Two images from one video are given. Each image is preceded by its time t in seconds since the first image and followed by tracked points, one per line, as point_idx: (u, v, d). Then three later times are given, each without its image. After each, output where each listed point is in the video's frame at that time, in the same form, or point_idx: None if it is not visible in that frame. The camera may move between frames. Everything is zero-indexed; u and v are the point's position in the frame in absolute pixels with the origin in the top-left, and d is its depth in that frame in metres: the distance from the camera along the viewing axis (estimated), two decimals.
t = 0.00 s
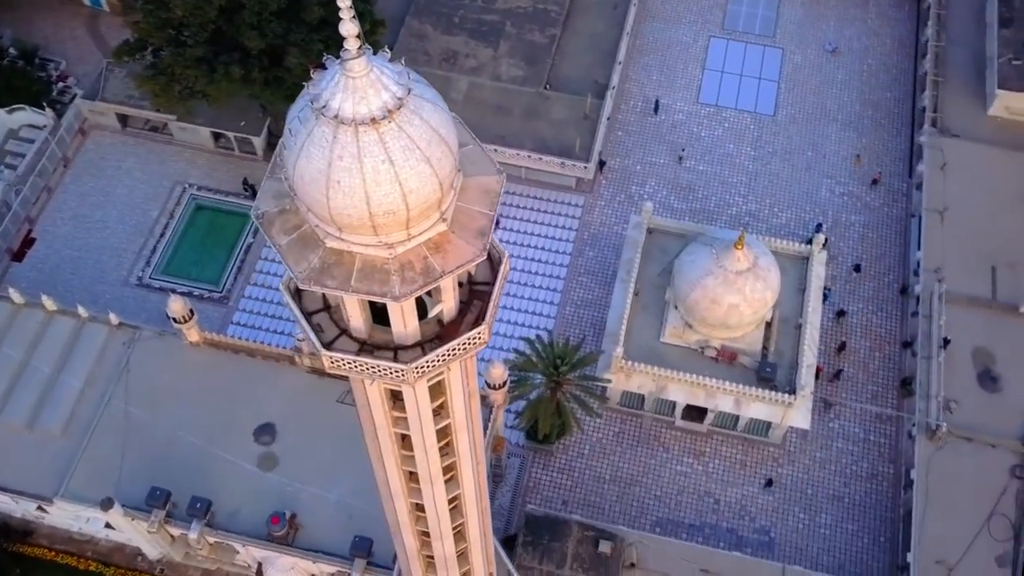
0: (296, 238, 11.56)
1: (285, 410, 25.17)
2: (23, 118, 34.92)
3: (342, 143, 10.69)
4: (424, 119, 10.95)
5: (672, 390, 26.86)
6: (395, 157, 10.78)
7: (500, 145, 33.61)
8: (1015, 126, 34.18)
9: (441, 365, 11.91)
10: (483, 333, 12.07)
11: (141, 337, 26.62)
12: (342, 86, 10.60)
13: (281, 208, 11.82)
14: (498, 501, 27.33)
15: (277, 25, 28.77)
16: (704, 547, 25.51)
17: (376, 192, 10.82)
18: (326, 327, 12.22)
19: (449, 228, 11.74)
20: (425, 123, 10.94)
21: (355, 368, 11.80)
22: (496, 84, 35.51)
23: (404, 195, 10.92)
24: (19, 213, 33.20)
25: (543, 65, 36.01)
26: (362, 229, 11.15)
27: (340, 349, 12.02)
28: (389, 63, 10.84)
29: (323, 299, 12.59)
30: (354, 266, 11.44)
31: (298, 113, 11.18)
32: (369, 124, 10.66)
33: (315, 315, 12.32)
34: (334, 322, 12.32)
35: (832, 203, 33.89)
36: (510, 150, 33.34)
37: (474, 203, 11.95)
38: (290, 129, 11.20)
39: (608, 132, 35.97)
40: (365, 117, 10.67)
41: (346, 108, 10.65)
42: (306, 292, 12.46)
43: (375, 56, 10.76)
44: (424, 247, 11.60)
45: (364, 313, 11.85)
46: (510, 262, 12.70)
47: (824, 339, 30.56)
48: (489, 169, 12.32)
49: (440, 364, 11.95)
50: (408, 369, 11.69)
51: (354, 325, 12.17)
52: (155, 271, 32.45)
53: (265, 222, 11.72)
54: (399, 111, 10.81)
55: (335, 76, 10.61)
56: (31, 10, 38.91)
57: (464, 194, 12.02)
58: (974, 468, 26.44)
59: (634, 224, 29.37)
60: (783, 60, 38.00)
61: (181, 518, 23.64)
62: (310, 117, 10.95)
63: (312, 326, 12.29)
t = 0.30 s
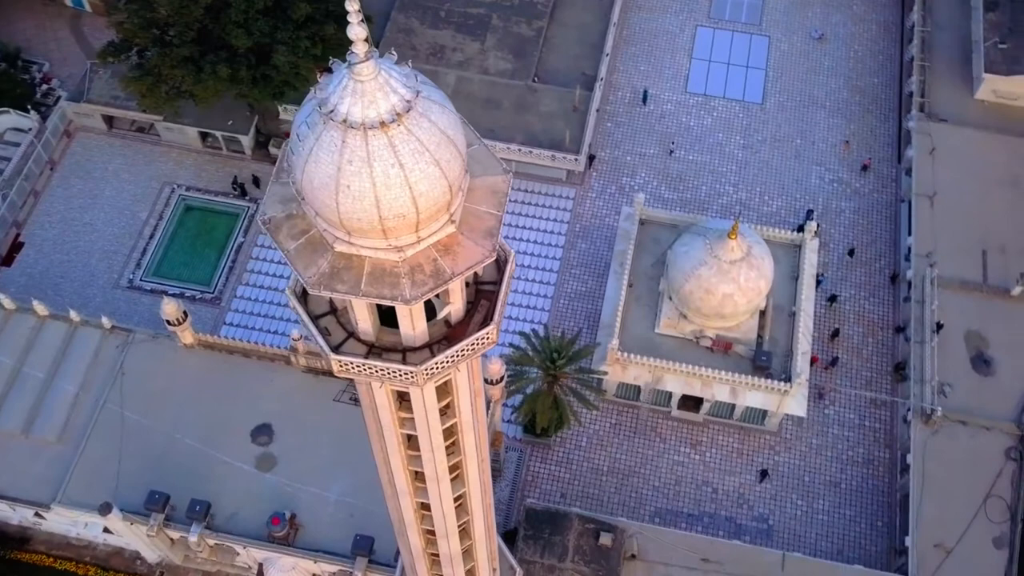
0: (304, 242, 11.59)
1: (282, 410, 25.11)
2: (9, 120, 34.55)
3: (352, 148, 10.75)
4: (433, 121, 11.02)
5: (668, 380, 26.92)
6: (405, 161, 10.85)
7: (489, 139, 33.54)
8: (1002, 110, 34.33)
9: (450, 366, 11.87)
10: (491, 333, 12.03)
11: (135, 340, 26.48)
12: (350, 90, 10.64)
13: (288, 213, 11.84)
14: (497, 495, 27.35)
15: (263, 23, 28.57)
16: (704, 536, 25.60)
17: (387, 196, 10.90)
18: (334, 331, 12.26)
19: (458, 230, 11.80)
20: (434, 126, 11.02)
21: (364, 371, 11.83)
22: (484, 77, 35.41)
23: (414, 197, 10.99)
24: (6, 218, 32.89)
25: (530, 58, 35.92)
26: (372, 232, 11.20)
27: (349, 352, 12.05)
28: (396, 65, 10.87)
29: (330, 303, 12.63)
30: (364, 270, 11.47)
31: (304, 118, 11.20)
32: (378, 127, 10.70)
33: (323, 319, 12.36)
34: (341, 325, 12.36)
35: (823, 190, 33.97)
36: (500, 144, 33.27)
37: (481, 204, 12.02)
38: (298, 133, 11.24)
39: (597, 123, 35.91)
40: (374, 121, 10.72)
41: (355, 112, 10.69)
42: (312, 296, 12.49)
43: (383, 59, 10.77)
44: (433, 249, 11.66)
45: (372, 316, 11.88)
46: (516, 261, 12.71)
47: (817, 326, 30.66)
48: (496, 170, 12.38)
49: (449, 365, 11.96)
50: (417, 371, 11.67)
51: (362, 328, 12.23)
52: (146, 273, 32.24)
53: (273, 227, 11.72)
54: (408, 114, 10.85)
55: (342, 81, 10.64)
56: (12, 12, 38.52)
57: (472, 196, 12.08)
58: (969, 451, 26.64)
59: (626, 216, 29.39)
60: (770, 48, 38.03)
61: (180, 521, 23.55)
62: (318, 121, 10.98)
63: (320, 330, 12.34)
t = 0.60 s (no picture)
0: (313, 247, 11.58)
1: (278, 411, 25.04)
2: None
3: (362, 153, 10.74)
4: (442, 124, 11.02)
5: (664, 371, 26.97)
6: (415, 164, 10.86)
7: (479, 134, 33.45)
8: (989, 94, 34.47)
9: (459, 367, 11.93)
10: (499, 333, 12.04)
11: (129, 343, 26.32)
12: (359, 94, 10.61)
13: (295, 217, 11.81)
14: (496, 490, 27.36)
15: (250, 22, 28.40)
16: (703, 526, 25.70)
17: (397, 200, 10.91)
18: (341, 333, 12.37)
19: (466, 231, 11.85)
20: (443, 128, 11.02)
21: (373, 375, 11.92)
22: (473, 71, 35.30)
23: (424, 201, 11.02)
24: None
25: (518, 51, 35.83)
26: (382, 236, 11.22)
27: (357, 355, 12.13)
28: (405, 68, 10.85)
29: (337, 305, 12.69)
30: (374, 274, 11.50)
31: (311, 123, 11.18)
32: (388, 131, 10.70)
33: (330, 322, 12.43)
34: (348, 328, 12.45)
35: (813, 178, 34.02)
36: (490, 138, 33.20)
37: (488, 204, 12.07)
38: (306, 137, 11.21)
39: (586, 115, 35.85)
40: (384, 125, 10.70)
41: (364, 116, 10.68)
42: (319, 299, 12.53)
43: (391, 62, 10.76)
44: (443, 250, 11.71)
45: (380, 319, 11.92)
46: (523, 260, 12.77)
47: (810, 313, 30.73)
48: (503, 169, 12.41)
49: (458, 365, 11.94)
50: (426, 374, 11.74)
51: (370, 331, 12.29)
52: (137, 276, 32.04)
53: (280, 232, 11.68)
54: (417, 117, 10.85)
55: (351, 85, 10.62)
56: None
57: (480, 196, 12.14)
58: (964, 434, 26.82)
59: (618, 208, 29.38)
60: (757, 36, 38.04)
61: (180, 524, 23.47)
62: (326, 126, 10.96)
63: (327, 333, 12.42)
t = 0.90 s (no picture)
0: (322, 252, 11.56)
1: (276, 411, 24.97)
2: None
3: (372, 157, 10.72)
4: (451, 126, 11.02)
5: (660, 361, 27.04)
6: (425, 167, 10.86)
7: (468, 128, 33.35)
8: (977, 78, 34.59)
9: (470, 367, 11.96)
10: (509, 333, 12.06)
11: (123, 347, 26.17)
12: (368, 98, 10.60)
13: (303, 223, 11.78)
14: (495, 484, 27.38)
15: (237, 20, 28.22)
16: (703, 515, 25.81)
17: (408, 204, 10.91)
18: (350, 337, 12.24)
19: (476, 232, 11.89)
20: (452, 130, 11.02)
21: (384, 378, 11.89)
22: (461, 65, 35.17)
23: (435, 204, 11.03)
24: None
25: (505, 44, 35.73)
26: (392, 240, 11.22)
27: (367, 359, 12.08)
28: (413, 71, 10.85)
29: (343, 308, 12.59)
30: (385, 277, 11.49)
31: (319, 128, 11.14)
32: (398, 134, 10.70)
33: (337, 326, 12.34)
34: (356, 331, 12.34)
35: (803, 165, 34.06)
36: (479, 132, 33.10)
37: (497, 205, 12.13)
38: (314, 143, 11.17)
39: (575, 107, 35.77)
40: (393, 128, 10.69)
41: (374, 120, 10.67)
42: (325, 303, 12.45)
43: (399, 65, 10.75)
44: (453, 252, 11.73)
45: (390, 321, 11.88)
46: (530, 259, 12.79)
47: (803, 301, 30.79)
48: (509, 168, 12.46)
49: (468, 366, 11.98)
50: (437, 375, 11.75)
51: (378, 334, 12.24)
52: (128, 278, 31.84)
53: (288, 238, 11.64)
54: (426, 119, 10.85)
55: (359, 89, 10.61)
56: None
57: (487, 198, 12.20)
58: (959, 418, 27.00)
59: (610, 199, 29.40)
60: (744, 24, 38.04)
61: (180, 527, 23.40)
62: (335, 131, 10.93)
63: (335, 336, 12.32)
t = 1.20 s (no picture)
0: (332, 257, 11.59)
1: (273, 411, 24.91)
2: None
3: (382, 161, 10.72)
4: (460, 128, 11.03)
5: (656, 352, 27.05)
6: (436, 170, 10.87)
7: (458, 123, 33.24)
8: (963, 62, 34.71)
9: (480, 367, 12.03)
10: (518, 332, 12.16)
11: (117, 351, 26.03)
12: (377, 102, 10.58)
13: (311, 228, 11.80)
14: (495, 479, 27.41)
15: (223, 19, 28.04)
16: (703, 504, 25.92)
17: (419, 207, 10.93)
18: (358, 340, 12.30)
19: (485, 233, 11.91)
20: (462, 132, 11.03)
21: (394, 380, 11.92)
22: (448, 60, 35.04)
23: (446, 207, 11.05)
24: None
25: (493, 37, 35.62)
26: (403, 243, 11.24)
27: (376, 361, 12.09)
28: (421, 73, 10.83)
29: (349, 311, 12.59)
30: (395, 281, 11.51)
31: (327, 133, 11.11)
32: (408, 138, 10.68)
33: (345, 329, 12.34)
34: (364, 334, 12.38)
35: (793, 152, 34.09)
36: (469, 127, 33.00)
37: (506, 205, 12.14)
38: (323, 148, 11.15)
39: (564, 99, 35.70)
40: (403, 132, 10.68)
41: (384, 124, 10.65)
42: (332, 306, 12.45)
43: (407, 67, 10.73)
44: (463, 254, 11.74)
45: (398, 324, 11.90)
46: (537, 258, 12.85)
47: (796, 288, 30.87)
48: (516, 168, 12.45)
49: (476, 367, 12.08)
50: (448, 376, 11.81)
51: (386, 336, 12.26)
52: (119, 281, 31.65)
53: (297, 244, 11.66)
54: (435, 122, 10.84)
55: (368, 93, 10.57)
56: None
57: (495, 197, 12.19)
58: (953, 402, 27.18)
59: (602, 191, 29.38)
60: (730, 13, 38.03)
61: (180, 530, 23.32)
62: (344, 135, 10.91)
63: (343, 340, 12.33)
